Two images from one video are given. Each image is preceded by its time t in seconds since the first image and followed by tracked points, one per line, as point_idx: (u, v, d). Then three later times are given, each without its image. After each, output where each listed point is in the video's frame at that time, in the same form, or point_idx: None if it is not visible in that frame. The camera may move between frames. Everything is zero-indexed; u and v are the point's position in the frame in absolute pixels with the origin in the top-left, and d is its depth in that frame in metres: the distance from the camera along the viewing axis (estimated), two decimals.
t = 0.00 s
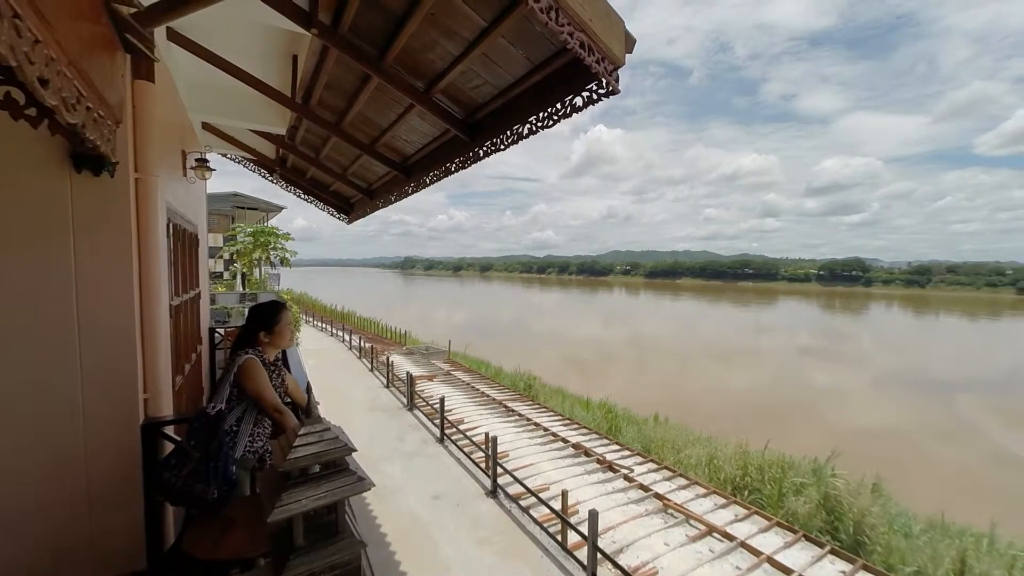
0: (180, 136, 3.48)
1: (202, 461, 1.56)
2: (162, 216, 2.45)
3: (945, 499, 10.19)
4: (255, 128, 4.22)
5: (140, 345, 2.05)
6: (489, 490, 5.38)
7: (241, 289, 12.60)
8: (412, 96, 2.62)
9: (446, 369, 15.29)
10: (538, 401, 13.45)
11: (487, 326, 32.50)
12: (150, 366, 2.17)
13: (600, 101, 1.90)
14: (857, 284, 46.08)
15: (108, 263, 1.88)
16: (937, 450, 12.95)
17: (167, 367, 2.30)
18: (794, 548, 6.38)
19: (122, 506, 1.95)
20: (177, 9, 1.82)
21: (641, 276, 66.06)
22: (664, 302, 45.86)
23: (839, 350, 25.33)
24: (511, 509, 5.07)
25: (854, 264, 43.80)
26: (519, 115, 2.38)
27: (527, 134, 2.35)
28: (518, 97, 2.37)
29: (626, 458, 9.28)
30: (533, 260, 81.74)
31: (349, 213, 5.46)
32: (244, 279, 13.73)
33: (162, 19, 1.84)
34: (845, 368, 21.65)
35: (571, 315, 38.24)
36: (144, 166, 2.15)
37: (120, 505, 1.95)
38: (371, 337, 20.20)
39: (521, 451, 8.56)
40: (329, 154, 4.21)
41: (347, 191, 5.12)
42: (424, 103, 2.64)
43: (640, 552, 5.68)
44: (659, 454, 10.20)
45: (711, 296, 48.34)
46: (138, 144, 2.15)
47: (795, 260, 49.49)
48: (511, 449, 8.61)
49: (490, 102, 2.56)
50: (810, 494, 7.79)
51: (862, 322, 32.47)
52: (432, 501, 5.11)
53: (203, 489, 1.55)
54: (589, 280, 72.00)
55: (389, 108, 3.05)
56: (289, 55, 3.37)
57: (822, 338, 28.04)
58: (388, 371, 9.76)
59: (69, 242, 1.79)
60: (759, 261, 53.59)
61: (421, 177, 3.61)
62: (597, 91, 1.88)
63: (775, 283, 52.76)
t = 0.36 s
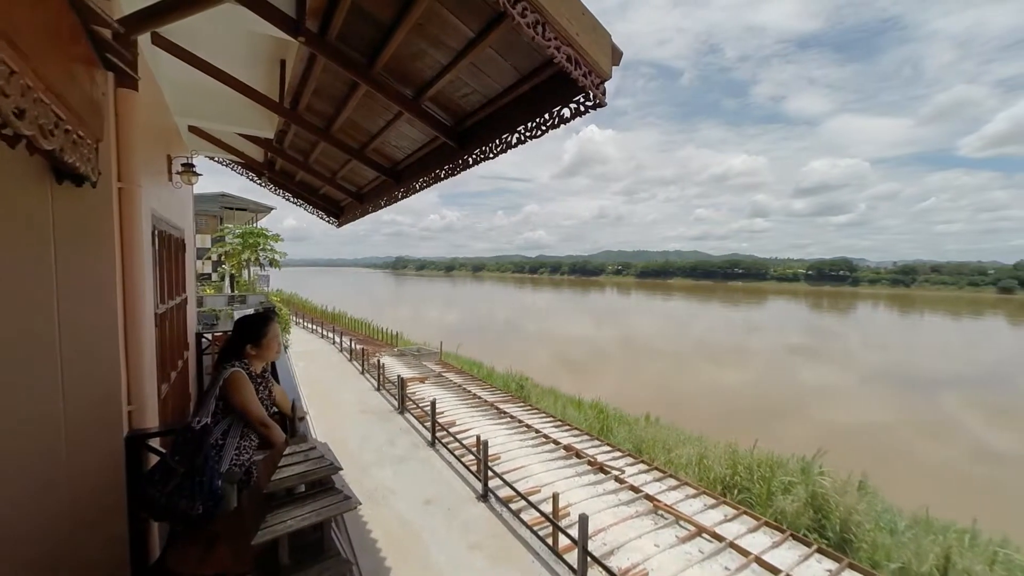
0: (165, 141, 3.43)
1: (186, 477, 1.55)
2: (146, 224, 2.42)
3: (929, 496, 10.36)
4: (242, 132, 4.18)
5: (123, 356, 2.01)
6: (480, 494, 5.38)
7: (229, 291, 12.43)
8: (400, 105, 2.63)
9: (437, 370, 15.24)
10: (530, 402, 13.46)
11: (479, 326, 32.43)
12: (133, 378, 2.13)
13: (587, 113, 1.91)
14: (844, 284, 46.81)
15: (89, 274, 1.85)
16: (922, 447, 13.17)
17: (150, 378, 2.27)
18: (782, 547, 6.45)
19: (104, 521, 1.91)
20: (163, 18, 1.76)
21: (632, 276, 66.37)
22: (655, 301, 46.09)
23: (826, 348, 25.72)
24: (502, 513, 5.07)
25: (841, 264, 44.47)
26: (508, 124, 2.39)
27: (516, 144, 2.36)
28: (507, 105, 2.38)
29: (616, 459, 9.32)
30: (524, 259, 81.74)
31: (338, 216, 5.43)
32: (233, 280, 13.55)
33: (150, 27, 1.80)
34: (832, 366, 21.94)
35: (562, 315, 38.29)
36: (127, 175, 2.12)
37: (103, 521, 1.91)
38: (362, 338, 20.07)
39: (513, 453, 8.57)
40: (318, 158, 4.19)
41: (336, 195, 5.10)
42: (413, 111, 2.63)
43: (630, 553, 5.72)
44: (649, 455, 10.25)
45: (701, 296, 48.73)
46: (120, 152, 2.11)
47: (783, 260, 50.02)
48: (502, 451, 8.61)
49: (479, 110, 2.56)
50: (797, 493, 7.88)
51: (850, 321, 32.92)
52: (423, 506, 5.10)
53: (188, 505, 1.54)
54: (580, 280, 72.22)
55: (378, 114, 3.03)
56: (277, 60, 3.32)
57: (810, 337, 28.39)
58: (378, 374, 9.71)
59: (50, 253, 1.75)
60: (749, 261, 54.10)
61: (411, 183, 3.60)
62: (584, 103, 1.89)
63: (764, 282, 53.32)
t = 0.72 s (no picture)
0: (147, 145, 3.37)
1: (168, 491, 1.53)
2: (127, 232, 2.38)
3: (912, 492, 10.55)
4: (227, 134, 4.12)
5: (103, 369, 1.97)
6: (470, 498, 5.36)
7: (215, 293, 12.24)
8: (387, 112, 2.62)
9: (427, 372, 15.17)
10: (520, 403, 13.47)
11: (470, 326, 32.35)
12: (114, 391, 2.08)
13: (573, 124, 1.93)
14: (830, 283, 47.60)
15: (67, 288, 1.82)
16: (905, 444, 13.41)
17: (131, 390, 2.23)
18: (768, 546, 6.52)
19: (83, 537, 1.88)
20: (141, 27, 1.74)
21: (622, 276, 66.72)
22: (645, 301, 46.36)
23: (812, 347, 26.14)
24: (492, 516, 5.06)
25: (827, 264, 45.24)
26: (495, 132, 2.39)
27: (503, 152, 2.36)
28: (494, 114, 2.38)
29: (606, 460, 9.36)
30: (515, 260, 81.75)
31: (326, 219, 5.40)
32: (219, 282, 13.34)
33: (130, 34, 1.77)
34: (819, 365, 22.27)
35: (553, 315, 38.36)
36: (107, 185, 2.08)
37: (82, 536, 1.88)
38: (350, 340, 19.93)
39: (503, 455, 8.57)
40: (305, 162, 4.16)
41: (324, 198, 5.07)
42: (401, 118, 2.63)
43: (620, 555, 5.74)
44: (639, 455, 10.32)
45: (691, 296, 49.14)
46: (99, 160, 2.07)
47: (771, 260, 50.62)
48: (492, 453, 8.60)
49: (467, 118, 2.56)
50: (783, 492, 7.97)
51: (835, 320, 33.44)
52: (412, 510, 5.08)
53: (170, 520, 1.53)
54: (571, 280, 72.36)
55: (365, 120, 3.02)
56: (263, 64, 3.29)
57: (797, 336, 28.79)
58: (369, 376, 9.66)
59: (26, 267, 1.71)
60: (737, 261, 54.66)
61: (400, 189, 3.59)
62: (570, 114, 1.90)
63: (752, 282, 53.95)
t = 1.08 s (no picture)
0: (110, 148, 3.25)
1: (128, 512, 1.49)
2: (87, 239, 2.30)
3: (878, 485, 10.93)
4: (196, 136, 4.00)
5: (58, 384, 1.89)
6: (448, 502, 5.34)
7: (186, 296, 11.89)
8: (361, 118, 2.60)
9: (407, 374, 15.03)
10: (501, 404, 13.46)
11: (451, 327, 32.17)
12: (72, 405, 2.00)
13: (544, 136, 1.94)
14: (802, 283, 49.06)
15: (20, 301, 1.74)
16: (873, 438, 13.88)
17: (91, 404, 2.15)
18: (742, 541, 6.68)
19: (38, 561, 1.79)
20: (100, 30, 1.69)
21: (603, 276, 67.34)
22: (625, 301, 46.86)
23: (785, 344, 26.90)
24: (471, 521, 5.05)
25: (800, 264, 46.62)
26: (469, 141, 2.39)
27: (476, 161, 2.37)
28: (468, 123, 2.39)
29: (586, 460, 9.43)
30: (497, 260, 81.67)
31: (301, 222, 5.31)
32: (190, 284, 12.94)
33: (88, 37, 1.71)
34: (792, 362, 22.90)
35: (535, 315, 38.44)
36: (65, 194, 2.02)
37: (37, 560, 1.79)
38: (329, 342, 19.60)
39: (482, 457, 8.56)
40: (278, 165, 4.08)
41: (299, 201, 4.98)
42: (374, 124, 2.60)
43: (597, 555, 5.80)
44: (618, 455, 10.43)
45: (669, 296, 49.92)
46: (57, 165, 2.00)
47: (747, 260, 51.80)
48: (472, 455, 8.58)
49: (441, 125, 2.56)
50: (757, 487, 8.16)
51: (808, 319, 34.41)
52: (390, 516, 5.03)
53: (131, 542, 1.48)
54: (552, 280, 72.69)
55: (339, 125, 2.99)
56: (233, 66, 3.20)
57: (771, 334, 29.52)
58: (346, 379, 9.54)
59: None
60: (714, 261, 55.76)
61: (375, 194, 3.56)
62: (541, 126, 1.92)
63: (729, 282, 55.09)
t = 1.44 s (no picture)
0: (45, 147, 3.05)
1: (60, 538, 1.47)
2: (13, 246, 2.15)
3: (832, 473, 11.46)
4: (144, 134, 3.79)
5: None
6: (415, 509, 5.28)
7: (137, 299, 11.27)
8: (318, 122, 2.55)
9: (376, 377, 14.76)
10: (471, 406, 13.40)
11: (422, 328, 31.80)
12: None
13: (502, 145, 1.96)
14: (763, 282, 51.04)
15: None
16: (827, 429, 14.56)
17: (20, 420, 2.02)
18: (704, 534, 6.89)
19: None
20: (24, 25, 1.57)
21: (574, 275, 68.06)
22: (596, 301, 47.50)
23: (748, 341, 27.90)
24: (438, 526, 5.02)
25: (761, 263, 48.48)
26: (429, 147, 2.39)
27: (436, 168, 2.37)
28: (428, 129, 2.38)
29: (555, 460, 9.50)
30: (468, 260, 81.30)
31: (262, 224, 5.16)
32: (142, 286, 12.28)
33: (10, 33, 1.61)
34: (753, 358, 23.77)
35: (506, 315, 38.46)
36: None
37: None
38: (294, 345, 19.03)
39: (451, 460, 8.50)
40: (235, 166, 3.94)
41: (258, 203, 4.83)
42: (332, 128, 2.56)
43: (565, 555, 5.86)
44: (587, 453, 10.55)
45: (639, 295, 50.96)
46: None
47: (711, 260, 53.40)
48: (441, 459, 8.52)
49: (401, 130, 2.53)
50: (720, 481, 8.42)
51: (769, 316, 35.79)
52: (355, 525, 4.93)
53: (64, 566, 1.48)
54: (524, 280, 72.96)
55: (296, 128, 2.92)
56: (181, 64, 3.05)
57: (735, 332, 30.55)
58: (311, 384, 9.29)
59: None
60: (681, 261, 57.26)
61: (336, 198, 3.50)
62: (498, 136, 1.93)
63: (695, 281, 56.68)
